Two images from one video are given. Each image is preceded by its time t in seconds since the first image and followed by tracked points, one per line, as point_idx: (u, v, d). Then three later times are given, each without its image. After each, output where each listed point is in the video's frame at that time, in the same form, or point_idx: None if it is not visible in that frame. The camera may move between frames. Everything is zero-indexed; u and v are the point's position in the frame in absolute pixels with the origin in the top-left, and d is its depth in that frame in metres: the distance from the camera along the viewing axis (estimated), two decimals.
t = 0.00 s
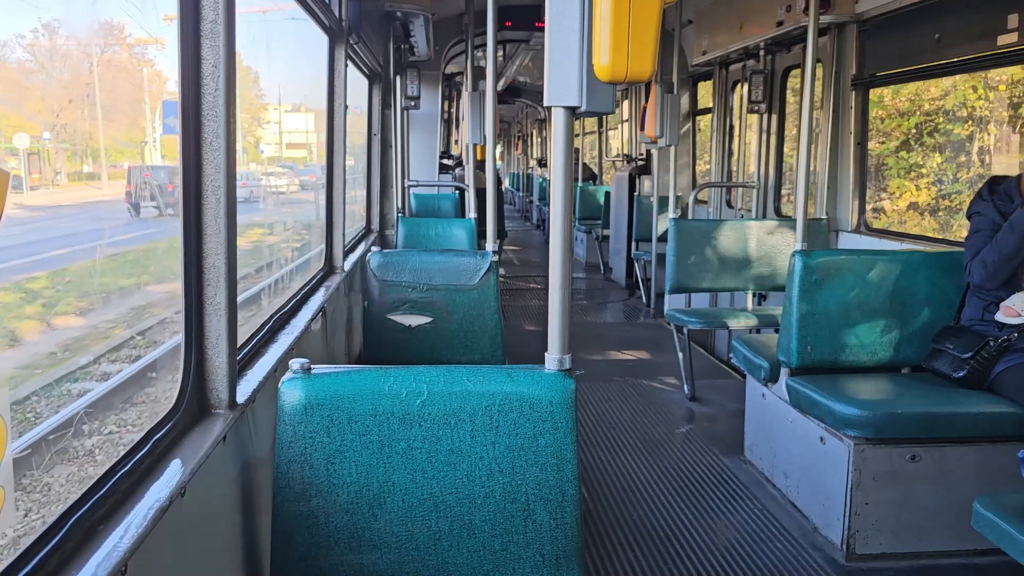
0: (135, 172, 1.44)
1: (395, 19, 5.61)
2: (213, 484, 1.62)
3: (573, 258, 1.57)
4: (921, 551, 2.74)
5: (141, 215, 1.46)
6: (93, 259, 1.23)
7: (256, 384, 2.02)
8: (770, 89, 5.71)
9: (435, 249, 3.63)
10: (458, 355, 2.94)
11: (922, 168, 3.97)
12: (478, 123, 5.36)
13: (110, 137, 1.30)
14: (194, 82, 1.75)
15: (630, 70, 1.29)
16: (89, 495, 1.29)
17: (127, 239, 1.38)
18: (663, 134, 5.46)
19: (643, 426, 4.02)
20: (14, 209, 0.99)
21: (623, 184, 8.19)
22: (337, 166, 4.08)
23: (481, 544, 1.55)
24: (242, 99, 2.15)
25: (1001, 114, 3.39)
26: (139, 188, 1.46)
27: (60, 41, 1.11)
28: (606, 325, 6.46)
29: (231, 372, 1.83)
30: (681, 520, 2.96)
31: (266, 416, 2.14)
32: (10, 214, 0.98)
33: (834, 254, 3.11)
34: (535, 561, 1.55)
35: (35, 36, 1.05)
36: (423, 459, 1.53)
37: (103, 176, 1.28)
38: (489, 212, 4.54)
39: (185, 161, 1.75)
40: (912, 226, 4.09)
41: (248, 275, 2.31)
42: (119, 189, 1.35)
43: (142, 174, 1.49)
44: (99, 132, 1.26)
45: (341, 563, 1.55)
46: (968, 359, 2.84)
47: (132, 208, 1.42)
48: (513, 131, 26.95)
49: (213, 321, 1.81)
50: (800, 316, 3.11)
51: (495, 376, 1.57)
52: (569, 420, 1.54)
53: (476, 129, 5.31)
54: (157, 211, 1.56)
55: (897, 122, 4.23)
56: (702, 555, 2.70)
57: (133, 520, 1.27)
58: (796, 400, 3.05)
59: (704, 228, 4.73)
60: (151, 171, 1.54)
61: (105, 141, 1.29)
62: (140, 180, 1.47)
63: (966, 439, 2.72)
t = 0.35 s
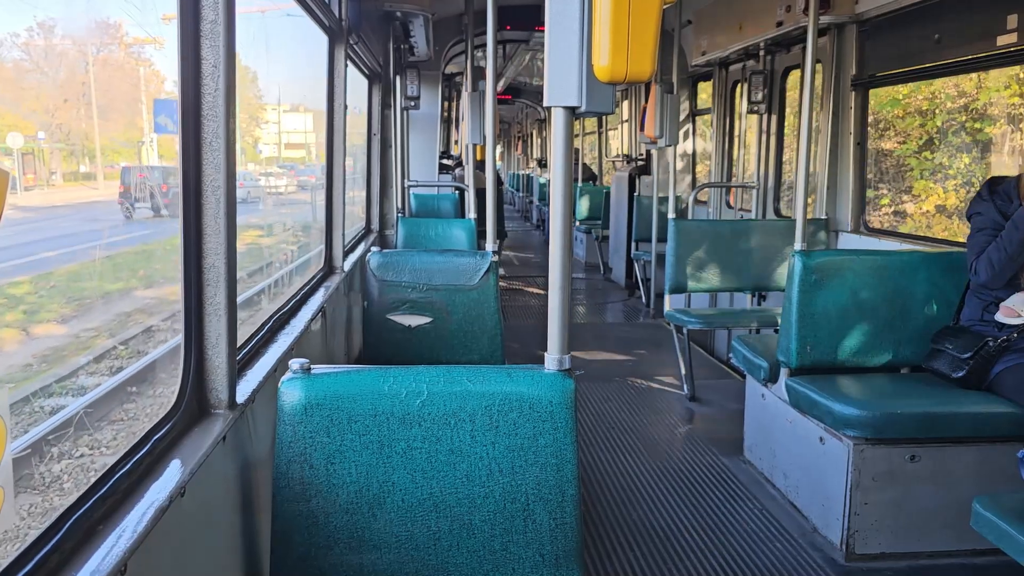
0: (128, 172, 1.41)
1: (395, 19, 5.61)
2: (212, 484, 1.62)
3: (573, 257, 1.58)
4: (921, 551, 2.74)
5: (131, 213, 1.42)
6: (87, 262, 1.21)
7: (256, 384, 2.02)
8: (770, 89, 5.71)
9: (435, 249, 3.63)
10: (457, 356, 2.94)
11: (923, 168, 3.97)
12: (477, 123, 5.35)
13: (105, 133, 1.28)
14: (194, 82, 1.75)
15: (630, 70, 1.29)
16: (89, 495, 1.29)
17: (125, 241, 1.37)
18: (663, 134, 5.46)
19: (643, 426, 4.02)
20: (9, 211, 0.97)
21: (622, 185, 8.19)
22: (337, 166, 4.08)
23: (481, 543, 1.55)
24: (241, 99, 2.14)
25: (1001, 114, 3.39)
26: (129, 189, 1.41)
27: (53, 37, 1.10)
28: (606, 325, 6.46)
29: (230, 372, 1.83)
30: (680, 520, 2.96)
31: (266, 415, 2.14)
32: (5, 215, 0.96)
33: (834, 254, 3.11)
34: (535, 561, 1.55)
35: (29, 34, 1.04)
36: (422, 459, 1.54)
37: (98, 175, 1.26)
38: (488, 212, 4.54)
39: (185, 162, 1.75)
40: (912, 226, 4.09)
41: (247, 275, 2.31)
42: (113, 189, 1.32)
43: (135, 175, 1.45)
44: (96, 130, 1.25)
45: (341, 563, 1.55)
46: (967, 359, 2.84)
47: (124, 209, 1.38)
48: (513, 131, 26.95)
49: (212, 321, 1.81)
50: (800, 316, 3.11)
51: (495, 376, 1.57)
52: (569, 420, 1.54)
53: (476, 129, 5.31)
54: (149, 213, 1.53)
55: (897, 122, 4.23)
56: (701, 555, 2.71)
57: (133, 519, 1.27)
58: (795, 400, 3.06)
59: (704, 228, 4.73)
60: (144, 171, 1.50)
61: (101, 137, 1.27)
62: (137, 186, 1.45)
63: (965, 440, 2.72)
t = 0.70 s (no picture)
0: (126, 173, 1.39)
1: (394, 18, 5.60)
2: (211, 484, 1.62)
3: (572, 257, 1.57)
4: (919, 551, 2.74)
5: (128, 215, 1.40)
6: (80, 264, 1.20)
7: (255, 383, 2.01)
8: (770, 89, 5.71)
9: (434, 249, 3.63)
10: (456, 355, 2.94)
11: (922, 168, 3.97)
12: (476, 122, 5.35)
13: (102, 128, 1.27)
14: (193, 82, 1.75)
15: (630, 69, 1.29)
16: (87, 495, 1.29)
17: (123, 241, 1.36)
18: (662, 134, 5.46)
19: (642, 425, 4.02)
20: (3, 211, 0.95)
21: (621, 184, 8.18)
22: (336, 165, 4.08)
23: (480, 543, 1.55)
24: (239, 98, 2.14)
25: (1000, 114, 3.39)
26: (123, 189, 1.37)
27: (48, 34, 1.08)
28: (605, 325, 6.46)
29: (230, 371, 1.83)
30: (679, 520, 2.96)
31: (265, 415, 2.14)
32: None
33: (832, 254, 3.11)
34: (535, 561, 1.55)
35: (23, 32, 1.03)
36: (421, 459, 1.53)
37: (92, 174, 1.24)
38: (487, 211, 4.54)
39: (184, 161, 1.75)
40: (912, 226, 4.09)
41: (246, 274, 2.31)
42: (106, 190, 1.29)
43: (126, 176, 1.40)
44: (92, 126, 1.23)
45: (340, 563, 1.55)
46: (965, 359, 2.85)
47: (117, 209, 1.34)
48: (513, 130, 26.94)
49: (212, 320, 1.81)
50: (799, 315, 3.11)
51: (495, 376, 1.57)
52: (568, 419, 1.54)
53: (475, 129, 5.30)
54: (142, 211, 1.48)
55: (896, 122, 4.23)
56: (700, 554, 2.71)
57: (132, 518, 1.27)
58: (794, 400, 3.06)
59: (703, 227, 4.73)
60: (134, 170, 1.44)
61: (96, 132, 1.24)
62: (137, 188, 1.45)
63: (964, 439, 2.73)
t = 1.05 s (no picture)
0: (127, 172, 1.40)
1: (394, 17, 5.60)
2: (211, 482, 1.62)
3: (572, 256, 1.57)
4: (919, 550, 2.74)
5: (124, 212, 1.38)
6: (77, 263, 1.19)
7: (255, 382, 2.01)
8: (770, 88, 5.71)
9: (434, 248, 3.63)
10: (456, 354, 2.94)
11: (923, 167, 3.98)
12: (477, 121, 5.35)
13: (99, 123, 1.26)
14: (193, 81, 1.75)
15: (630, 68, 1.29)
16: (86, 494, 1.29)
17: (122, 241, 1.36)
18: (662, 133, 5.46)
19: (642, 425, 4.02)
20: None
21: (622, 184, 8.18)
22: (336, 164, 4.08)
23: (480, 542, 1.55)
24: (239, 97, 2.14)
25: (1001, 114, 3.39)
26: (118, 186, 1.34)
27: (44, 32, 1.07)
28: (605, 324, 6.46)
29: (230, 370, 1.83)
30: (679, 519, 2.97)
31: (265, 414, 2.14)
32: None
33: (833, 253, 3.11)
34: (535, 559, 1.55)
35: (18, 29, 1.01)
36: (422, 457, 1.54)
37: (88, 173, 1.22)
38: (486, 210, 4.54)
39: (184, 160, 1.75)
40: (912, 226, 4.10)
41: (246, 273, 2.31)
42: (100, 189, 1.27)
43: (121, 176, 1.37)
44: (89, 125, 1.22)
45: (340, 562, 1.55)
46: (965, 358, 2.86)
47: (111, 208, 1.31)
48: (513, 129, 26.93)
49: (212, 319, 1.81)
50: (799, 315, 3.11)
51: (495, 375, 1.57)
52: (568, 418, 1.54)
53: (476, 127, 5.30)
54: (134, 209, 1.44)
55: (897, 121, 4.23)
56: (700, 554, 2.71)
57: (132, 517, 1.27)
58: (794, 399, 3.06)
59: (703, 226, 4.73)
60: (129, 169, 1.41)
61: (92, 131, 1.23)
62: (137, 192, 1.46)
63: (964, 439, 2.73)
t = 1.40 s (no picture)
0: (127, 170, 1.41)
1: (395, 17, 5.60)
2: (212, 482, 1.62)
3: (572, 257, 1.57)
4: (919, 550, 2.74)
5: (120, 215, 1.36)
6: (78, 262, 1.19)
7: (256, 382, 2.02)
8: (770, 88, 5.71)
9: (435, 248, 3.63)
10: (457, 354, 2.94)
11: (923, 167, 3.98)
12: (477, 122, 5.34)
13: (97, 122, 1.25)
14: (194, 81, 1.76)
15: (630, 69, 1.30)
16: (87, 494, 1.29)
17: (121, 242, 1.36)
18: (663, 133, 5.45)
19: (642, 424, 4.02)
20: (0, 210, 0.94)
21: (622, 184, 8.19)
22: (337, 164, 4.08)
23: (480, 541, 1.55)
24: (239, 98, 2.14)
25: (1001, 114, 3.40)
26: (113, 187, 1.32)
27: (39, 31, 1.06)
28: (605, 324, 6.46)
29: (230, 370, 1.83)
30: (679, 519, 2.97)
31: (265, 413, 2.14)
32: None
33: (832, 253, 3.11)
34: (535, 559, 1.55)
35: (14, 29, 1.00)
36: (422, 457, 1.54)
37: (86, 174, 1.21)
38: (487, 211, 4.54)
39: (185, 160, 1.76)
40: (911, 226, 4.10)
41: (246, 273, 2.31)
42: (94, 190, 1.24)
43: (116, 175, 1.34)
44: (87, 124, 1.22)
45: (340, 562, 1.55)
46: (966, 357, 2.86)
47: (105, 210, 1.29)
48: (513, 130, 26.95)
49: (212, 319, 1.81)
50: (799, 315, 3.11)
51: (495, 374, 1.57)
52: (568, 418, 1.55)
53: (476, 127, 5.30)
54: (131, 212, 1.43)
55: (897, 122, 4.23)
56: (700, 554, 2.71)
57: (133, 517, 1.27)
58: (794, 399, 3.06)
59: (703, 226, 4.73)
60: (128, 170, 1.41)
61: (91, 131, 1.23)
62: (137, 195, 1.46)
63: (964, 439, 2.73)
